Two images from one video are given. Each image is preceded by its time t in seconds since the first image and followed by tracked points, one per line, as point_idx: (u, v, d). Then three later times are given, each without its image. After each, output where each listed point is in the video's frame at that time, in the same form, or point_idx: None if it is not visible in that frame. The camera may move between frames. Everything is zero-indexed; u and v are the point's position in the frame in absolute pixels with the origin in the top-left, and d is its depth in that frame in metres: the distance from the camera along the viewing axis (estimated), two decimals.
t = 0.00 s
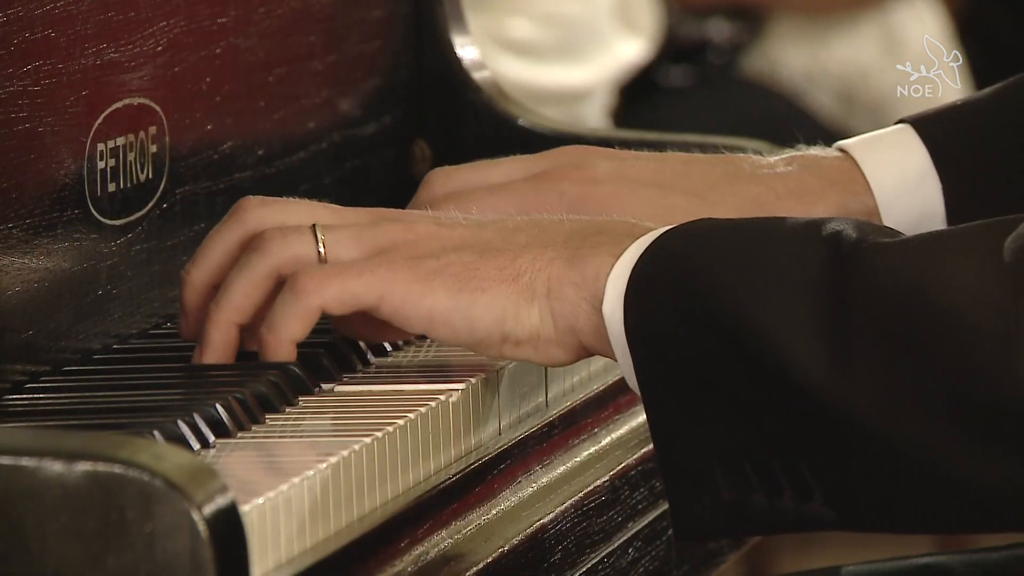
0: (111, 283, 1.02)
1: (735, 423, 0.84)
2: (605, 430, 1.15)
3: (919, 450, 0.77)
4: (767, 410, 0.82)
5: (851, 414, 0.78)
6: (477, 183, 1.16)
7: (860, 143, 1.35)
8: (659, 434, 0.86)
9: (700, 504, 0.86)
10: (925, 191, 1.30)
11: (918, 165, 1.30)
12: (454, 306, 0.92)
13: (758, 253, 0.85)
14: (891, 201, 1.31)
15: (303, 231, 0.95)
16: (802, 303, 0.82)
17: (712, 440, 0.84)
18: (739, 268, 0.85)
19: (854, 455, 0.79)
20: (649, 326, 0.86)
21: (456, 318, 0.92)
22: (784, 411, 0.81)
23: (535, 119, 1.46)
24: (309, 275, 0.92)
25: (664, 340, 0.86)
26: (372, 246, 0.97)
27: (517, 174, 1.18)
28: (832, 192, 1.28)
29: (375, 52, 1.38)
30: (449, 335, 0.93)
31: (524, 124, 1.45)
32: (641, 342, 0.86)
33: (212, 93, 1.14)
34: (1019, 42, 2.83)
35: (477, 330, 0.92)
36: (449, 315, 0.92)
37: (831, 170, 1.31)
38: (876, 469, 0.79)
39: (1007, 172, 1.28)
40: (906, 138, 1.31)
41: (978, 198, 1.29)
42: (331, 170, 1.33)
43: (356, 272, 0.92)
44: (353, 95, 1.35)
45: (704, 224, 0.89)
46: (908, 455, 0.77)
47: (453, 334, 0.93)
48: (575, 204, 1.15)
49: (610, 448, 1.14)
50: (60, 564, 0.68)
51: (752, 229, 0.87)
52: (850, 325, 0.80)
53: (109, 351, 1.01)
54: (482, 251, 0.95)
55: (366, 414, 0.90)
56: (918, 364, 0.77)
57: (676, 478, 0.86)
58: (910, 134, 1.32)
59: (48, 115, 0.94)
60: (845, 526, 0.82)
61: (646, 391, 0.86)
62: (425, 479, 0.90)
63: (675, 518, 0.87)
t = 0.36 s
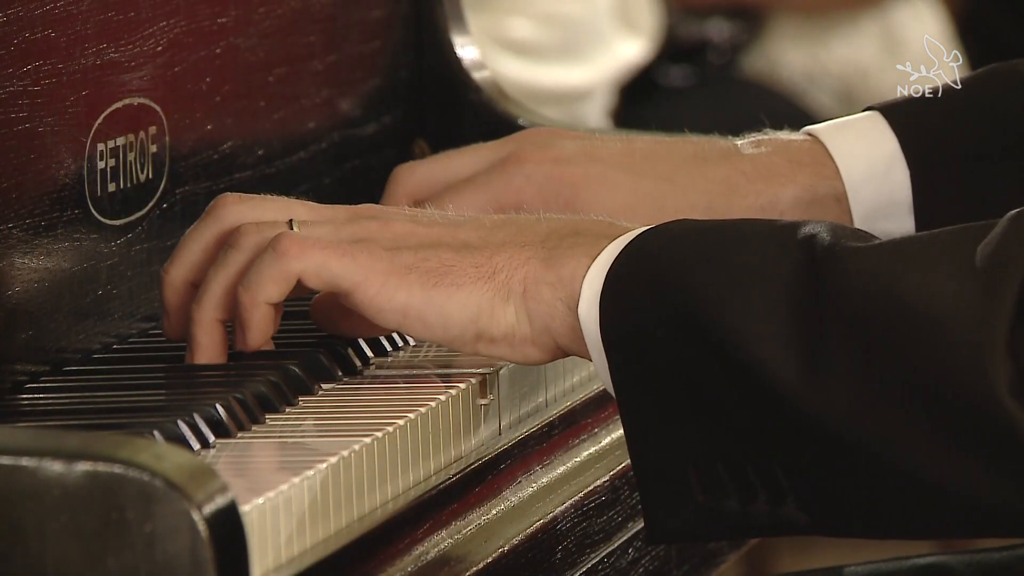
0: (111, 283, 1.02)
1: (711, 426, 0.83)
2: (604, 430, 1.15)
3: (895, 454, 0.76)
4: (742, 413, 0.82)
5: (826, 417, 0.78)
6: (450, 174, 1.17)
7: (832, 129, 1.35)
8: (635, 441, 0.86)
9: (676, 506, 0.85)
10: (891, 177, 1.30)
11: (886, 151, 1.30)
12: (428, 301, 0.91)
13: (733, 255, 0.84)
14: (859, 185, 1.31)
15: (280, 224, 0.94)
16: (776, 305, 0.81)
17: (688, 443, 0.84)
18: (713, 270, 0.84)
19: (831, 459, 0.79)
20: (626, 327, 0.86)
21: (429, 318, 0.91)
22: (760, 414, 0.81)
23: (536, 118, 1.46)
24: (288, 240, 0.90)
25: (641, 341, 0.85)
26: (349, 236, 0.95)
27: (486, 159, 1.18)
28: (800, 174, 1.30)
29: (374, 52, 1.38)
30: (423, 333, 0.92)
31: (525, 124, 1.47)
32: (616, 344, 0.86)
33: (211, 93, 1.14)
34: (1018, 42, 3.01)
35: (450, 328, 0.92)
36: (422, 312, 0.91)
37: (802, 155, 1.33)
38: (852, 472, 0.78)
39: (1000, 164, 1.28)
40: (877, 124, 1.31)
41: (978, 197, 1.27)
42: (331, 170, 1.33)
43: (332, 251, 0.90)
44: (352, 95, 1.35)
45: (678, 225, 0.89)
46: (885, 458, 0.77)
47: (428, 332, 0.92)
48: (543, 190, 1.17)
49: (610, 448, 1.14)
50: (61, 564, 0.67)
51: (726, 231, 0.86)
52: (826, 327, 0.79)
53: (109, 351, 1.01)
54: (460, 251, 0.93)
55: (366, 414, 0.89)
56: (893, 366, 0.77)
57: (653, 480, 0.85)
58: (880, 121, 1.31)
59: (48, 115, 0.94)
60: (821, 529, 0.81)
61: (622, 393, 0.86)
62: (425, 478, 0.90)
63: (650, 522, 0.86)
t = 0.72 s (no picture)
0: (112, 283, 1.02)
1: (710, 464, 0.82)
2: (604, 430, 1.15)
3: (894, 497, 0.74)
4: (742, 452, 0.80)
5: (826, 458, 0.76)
6: (456, 192, 1.18)
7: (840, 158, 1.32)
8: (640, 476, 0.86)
9: (674, 548, 0.85)
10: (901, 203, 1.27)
11: (894, 179, 1.27)
12: (402, 350, 0.91)
13: (737, 292, 0.84)
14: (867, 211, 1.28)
15: (260, 248, 0.95)
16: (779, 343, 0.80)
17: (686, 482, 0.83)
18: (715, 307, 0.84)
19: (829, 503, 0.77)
20: (623, 368, 0.86)
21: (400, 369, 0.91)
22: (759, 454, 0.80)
23: (534, 118, 1.46)
24: (263, 292, 0.92)
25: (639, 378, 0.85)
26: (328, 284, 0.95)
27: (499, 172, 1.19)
28: (812, 197, 1.27)
29: (373, 52, 1.38)
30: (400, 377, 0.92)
31: (525, 125, 1.45)
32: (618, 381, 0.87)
33: (211, 93, 1.14)
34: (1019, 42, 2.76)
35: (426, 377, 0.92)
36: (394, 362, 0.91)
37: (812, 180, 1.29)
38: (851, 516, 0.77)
39: (1005, 187, 1.26)
40: (884, 154, 1.29)
41: (984, 221, 1.25)
42: (331, 170, 1.33)
43: (305, 305, 0.92)
44: (351, 95, 1.35)
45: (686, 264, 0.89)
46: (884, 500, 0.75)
47: (405, 382, 0.92)
48: (551, 206, 1.15)
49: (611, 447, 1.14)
50: (62, 563, 0.67)
51: (733, 271, 0.86)
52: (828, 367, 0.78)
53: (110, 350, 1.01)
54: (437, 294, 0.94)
55: (366, 414, 0.90)
56: (897, 408, 0.75)
57: (650, 518, 0.85)
58: (887, 151, 1.29)
59: (48, 115, 0.94)
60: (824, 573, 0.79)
61: (627, 429, 0.86)
62: (424, 479, 0.90)
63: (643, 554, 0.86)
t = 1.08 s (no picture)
0: (111, 283, 1.02)
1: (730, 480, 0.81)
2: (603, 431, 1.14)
3: (924, 514, 0.74)
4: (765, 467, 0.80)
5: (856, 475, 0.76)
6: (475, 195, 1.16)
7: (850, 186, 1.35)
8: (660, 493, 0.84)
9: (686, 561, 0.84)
10: (914, 233, 1.32)
11: (908, 209, 1.32)
12: (431, 381, 0.89)
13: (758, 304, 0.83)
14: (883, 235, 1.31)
15: (272, 315, 0.91)
16: (804, 357, 0.79)
17: (704, 497, 0.82)
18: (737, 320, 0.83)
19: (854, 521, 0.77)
20: (644, 381, 0.85)
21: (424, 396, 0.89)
22: (782, 470, 0.79)
23: (534, 118, 1.45)
24: (281, 357, 0.88)
25: (661, 392, 0.84)
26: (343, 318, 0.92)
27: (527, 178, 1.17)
28: (825, 225, 1.28)
29: (373, 52, 1.38)
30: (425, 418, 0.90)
31: (525, 125, 1.45)
32: (636, 395, 0.85)
33: (211, 94, 1.14)
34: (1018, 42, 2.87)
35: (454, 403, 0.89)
36: (424, 393, 0.89)
37: (826, 210, 1.31)
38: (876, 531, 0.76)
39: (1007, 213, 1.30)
40: (899, 184, 1.34)
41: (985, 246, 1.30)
42: (331, 170, 1.33)
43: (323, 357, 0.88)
44: (351, 95, 1.35)
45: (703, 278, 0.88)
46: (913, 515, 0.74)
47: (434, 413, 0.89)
48: (578, 213, 1.13)
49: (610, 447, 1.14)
50: (62, 562, 0.68)
51: (750, 283, 0.86)
52: (855, 381, 0.78)
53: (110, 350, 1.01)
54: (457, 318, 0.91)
55: (368, 413, 0.89)
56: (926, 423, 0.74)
57: (662, 531, 0.84)
58: (900, 182, 1.34)
59: (48, 115, 0.94)
60: None
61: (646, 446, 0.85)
62: (425, 479, 0.90)
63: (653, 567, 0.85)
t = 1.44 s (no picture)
0: (111, 283, 1.02)
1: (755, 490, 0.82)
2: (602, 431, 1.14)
3: (941, 531, 0.74)
4: (790, 481, 0.80)
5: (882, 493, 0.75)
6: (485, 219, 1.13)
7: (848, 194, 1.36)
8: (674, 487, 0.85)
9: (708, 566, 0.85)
10: (917, 239, 1.34)
11: (910, 215, 1.34)
12: (461, 390, 0.88)
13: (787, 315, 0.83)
14: (884, 241, 1.31)
15: (303, 322, 0.90)
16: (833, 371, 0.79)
17: (729, 506, 0.83)
18: (764, 333, 0.82)
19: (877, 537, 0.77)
20: (669, 392, 0.85)
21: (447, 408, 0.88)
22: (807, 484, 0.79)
23: (534, 118, 1.45)
24: (310, 360, 0.87)
25: (688, 404, 0.84)
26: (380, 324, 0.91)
27: (529, 195, 1.15)
28: (828, 235, 1.28)
29: (374, 52, 1.38)
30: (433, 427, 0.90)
31: (525, 125, 1.45)
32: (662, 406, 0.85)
33: (212, 94, 1.14)
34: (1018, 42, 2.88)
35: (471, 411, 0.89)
36: (456, 403, 0.88)
37: (832, 219, 1.31)
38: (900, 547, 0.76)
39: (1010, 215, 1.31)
40: (899, 190, 1.36)
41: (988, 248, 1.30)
42: (331, 170, 1.33)
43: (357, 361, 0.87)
44: (351, 95, 1.35)
45: (734, 285, 0.88)
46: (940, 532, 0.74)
47: (461, 421, 0.89)
48: (581, 219, 1.12)
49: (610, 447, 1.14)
50: (61, 562, 0.67)
51: (779, 292, 0.85)
52: (882, 396, 0.77)
53: (110, 349, 1.01)
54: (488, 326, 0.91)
55: (369, 414, 0.89)
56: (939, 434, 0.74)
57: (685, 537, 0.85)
58: (899, 187, 1.36)
59: (48, 115, 0.94)
60: None
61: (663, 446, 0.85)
62: (425, 480, 0.90)
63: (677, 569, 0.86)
